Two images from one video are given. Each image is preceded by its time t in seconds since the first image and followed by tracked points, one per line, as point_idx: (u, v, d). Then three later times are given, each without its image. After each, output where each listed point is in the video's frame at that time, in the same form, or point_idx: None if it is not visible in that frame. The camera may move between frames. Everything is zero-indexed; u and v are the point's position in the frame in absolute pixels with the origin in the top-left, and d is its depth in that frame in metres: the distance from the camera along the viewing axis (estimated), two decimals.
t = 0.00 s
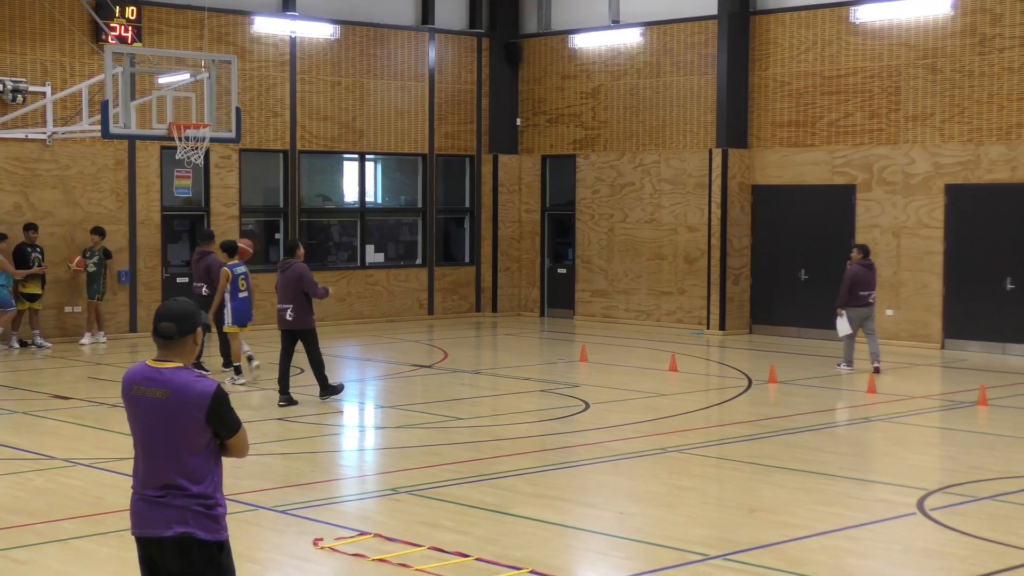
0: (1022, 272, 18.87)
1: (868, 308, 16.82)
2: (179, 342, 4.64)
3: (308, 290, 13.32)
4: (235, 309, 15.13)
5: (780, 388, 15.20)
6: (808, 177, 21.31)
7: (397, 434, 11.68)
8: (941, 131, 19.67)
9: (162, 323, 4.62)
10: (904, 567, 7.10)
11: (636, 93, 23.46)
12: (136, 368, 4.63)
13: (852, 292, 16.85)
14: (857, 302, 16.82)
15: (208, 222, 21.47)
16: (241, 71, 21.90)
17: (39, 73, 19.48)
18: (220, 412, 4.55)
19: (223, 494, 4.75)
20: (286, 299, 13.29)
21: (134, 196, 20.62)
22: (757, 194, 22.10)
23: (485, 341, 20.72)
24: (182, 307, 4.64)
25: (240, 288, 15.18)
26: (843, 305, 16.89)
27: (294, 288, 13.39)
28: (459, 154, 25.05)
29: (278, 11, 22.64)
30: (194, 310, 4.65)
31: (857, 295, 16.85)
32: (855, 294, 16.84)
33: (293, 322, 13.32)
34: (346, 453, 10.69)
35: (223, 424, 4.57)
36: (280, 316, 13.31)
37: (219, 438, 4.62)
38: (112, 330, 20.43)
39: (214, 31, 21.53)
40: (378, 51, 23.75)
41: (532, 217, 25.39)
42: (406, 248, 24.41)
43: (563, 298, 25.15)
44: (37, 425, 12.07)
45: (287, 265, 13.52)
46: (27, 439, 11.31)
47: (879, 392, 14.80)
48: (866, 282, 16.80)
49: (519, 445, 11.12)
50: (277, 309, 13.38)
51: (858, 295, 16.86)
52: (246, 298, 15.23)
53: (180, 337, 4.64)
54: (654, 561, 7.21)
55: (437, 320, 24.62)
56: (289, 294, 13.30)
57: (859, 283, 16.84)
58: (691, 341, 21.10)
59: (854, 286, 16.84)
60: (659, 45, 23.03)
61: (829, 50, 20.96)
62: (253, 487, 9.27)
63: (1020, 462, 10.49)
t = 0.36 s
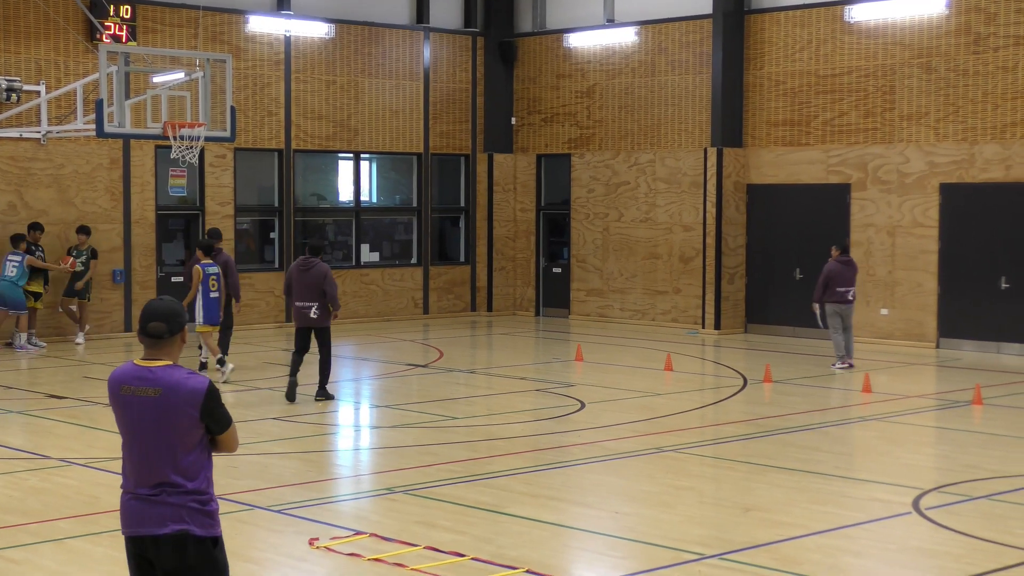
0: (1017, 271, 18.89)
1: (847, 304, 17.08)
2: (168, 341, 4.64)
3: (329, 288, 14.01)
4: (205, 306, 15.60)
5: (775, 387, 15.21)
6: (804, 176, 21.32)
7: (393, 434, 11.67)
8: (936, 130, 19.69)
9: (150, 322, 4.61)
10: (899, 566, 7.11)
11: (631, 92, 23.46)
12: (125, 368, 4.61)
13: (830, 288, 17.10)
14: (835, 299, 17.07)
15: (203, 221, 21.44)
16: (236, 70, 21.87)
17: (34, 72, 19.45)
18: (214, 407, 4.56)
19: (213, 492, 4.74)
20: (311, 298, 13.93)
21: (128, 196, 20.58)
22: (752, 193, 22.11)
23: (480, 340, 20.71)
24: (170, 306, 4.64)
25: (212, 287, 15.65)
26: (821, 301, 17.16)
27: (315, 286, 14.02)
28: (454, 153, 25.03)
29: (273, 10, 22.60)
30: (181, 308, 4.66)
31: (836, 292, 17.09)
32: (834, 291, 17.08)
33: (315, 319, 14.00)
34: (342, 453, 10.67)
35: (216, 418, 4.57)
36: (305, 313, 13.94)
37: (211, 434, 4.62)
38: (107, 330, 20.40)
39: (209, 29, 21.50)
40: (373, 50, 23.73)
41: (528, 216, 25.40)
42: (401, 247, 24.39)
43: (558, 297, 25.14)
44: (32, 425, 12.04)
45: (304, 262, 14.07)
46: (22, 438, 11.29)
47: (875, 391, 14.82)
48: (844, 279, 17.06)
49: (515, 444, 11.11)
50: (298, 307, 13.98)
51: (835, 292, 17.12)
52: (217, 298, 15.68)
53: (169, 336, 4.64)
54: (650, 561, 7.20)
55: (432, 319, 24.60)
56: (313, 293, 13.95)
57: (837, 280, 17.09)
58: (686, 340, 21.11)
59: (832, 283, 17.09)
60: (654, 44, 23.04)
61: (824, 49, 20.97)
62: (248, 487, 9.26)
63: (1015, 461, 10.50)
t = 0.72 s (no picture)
0: (1016, 273, 18.89)
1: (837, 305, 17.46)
2: (175, 341, 4.65)
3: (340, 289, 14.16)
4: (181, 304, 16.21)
5: (775, 388, 15.20)
6: (803, 178, 21.31)
7: (392, 435, 11.67)
8: (936, 132, 19.69)
9: (158, 322, 4.62)
10: (898, 568, 7.11)
11: (631, 94, 23.47)
12: (132, 368, 4.59)
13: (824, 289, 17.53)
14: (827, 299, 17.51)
15: (203, 222, 21.44)
16: (236, 71, 21.87)
17: (34, 72, 19.46)
18: (223, 408, 4.61)
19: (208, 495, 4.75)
20: (325, 296, 13.99)
21: (128, 196, 20.58)
22: (752, 195, 22.11)
23: (479, 341, 20.72)
24: (178, 306, 4.66)
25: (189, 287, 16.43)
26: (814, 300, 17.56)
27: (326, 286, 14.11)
28: (454, 154, 25.03)
29: (273, 11, 22.61)
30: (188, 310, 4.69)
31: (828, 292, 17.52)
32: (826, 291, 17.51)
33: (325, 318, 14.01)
34: (341, 454, 10.67)
35: (225, 419, 4.62)
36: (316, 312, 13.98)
37: (214, 435, 4.66)
38: (106, 330, 20.39)
39: (209, 30, 21.50)
40: (373, 51, 23.73)
41: (527, 217, 25.40)
42: (400, 249, 24.39)
43: (558, 298, 25.14)
44: (31, 426, 12.04)
45: (315, 262, 14.17)
46: (21, 439, 11.29)
47: (874, 393, 14.81)
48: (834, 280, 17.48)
49: (514, 445, 11.11)
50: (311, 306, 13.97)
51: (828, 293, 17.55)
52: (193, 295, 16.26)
53: (177, 337, 4.65)
54: (649, 562, 7.20)
55: (431, 320, 24.60)
56: (327, 291, 14.03)
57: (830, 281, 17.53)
58: (685, 342, 21.11)
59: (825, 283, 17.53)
60: (654, 45, 23.03)
61: (824, 51, 20.97)
62: (248, 488, 9.26)
63: (1014, 464, 10.49)
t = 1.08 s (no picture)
0: (1008, 275, 18.94)
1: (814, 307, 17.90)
2: (163, 343, 4.64)
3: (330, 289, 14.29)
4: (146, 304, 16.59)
5: (766, 390, 15.22)
6: (796, 180, 21.34)
7: (384, 437, 11.65)
8: (928, 135, 19.74)
9: (146, 325, 4.61)
10: (890, 569, 7.13)
11: (624, 96, 23.48)
12: (119, 370, 4.58)
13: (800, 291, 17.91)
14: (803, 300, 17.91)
15: (195, 223, 21.41)
16: (229, 73, 21.84)
17: (26, 73, 19.41)
18: (209, 412, 4.59)
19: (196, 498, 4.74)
20: (320, 296, 14.14)
21: (120, 198, 20.54)
22: (744, 197, 22.14)
23: (473, 343, 20.72)
24: (166, 309, 4.65)
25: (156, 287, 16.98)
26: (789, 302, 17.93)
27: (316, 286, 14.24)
28: (447, 156, 25.02)
29: (266, 12, 22.60)
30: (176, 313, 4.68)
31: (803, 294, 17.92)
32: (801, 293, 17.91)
33: (322, 318, 14.18)
34: (333, 455, 10.66)
35: (211, 423, 4.60)
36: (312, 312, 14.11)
37: (201, 439, 4.64)
38: (99, 332, 20.35)
39: (202, 32, 21.49)
40: (366, 52, 23.71)
41: (520, 219, 25.40)
42: (393, 250, 24.38)
43: (550, 300, 25.15)
44: (23, 427, 12.01)
45: (305, 262, 14.26)
46: (13, 440, 11.27)
47: (866, 395, 14.84)
48: (812, 282, 17.88)
49: (507, 447, 11.11)
50: (307, 307, 14.10)
51: (804, 294, 17.93)
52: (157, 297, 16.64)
53: (164, 339, 4.64)
54: (642, 564, 7.20)
55: (424, 322, 24.59)
56: (321, 291, 14.18)
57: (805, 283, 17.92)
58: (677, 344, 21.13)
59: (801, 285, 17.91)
60: (647, 47, 23.06)
61: (816, 53, 21.00)
62: (240, 489, 9.24)
63: (1006, 466, 10.52)
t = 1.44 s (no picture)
0: (1006, 277, 18.95)
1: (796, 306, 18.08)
2: (162, 347, 4.63)
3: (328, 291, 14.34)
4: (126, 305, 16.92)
5: (765, 393, 15.22)
6: (794, 182, 21.35)
7: (383, 439, 11.64)
8: (926, 137, 19.75)
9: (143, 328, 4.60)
10: (888, 571, 7.12)
11: (622, 98, 23.49)
12: (118, 373, 4.58)
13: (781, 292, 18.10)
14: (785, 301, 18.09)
15: (193, 226, 21.42)
16: (227, 76, 21.84)
17: (24, 77, 19.42)
18: (207, 416, 4.57)
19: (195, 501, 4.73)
20: (319, 298, 14.19)
21: (119, 200, 20.54)
22: (743, 200, 22.15)
23: (472, 346, 20.71)
24: (164, 311, 4.64)
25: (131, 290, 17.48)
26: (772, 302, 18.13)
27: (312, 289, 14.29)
28: (445, 159, 25.02)
29: (264, 15, 22.61)
30: (175, 316, 4.66)
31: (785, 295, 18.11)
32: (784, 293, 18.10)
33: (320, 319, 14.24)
34: (332, 458, 10.64)
35: (208, 427, 4.58)
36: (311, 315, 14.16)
37: (199, 443, 4.62)
38: (97, 335, 20.33)
39: (200, 35, 21.51)
40: (364, 56, 23.72)
41: (519, 222, 25.41)
42: (391, 253, 24.40)
43: (549, 302, 25.14)
44: (21, 430, 12.00)
45: (303, 264, 14.27)
46: (11, 444, 11.25)
47: (865, 397, 14.83)
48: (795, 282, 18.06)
49: (506, 449, 11.10)
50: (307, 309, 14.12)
51: (787, 294, 18.10)
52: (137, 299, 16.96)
53: (163, 343, 4.64)
54: (641, 566, 7.20)
55: (423, 324, 24.58)
56: (320, 293, 14.23)
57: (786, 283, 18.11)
58: (676, 346, 21.13)
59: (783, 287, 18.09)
60: (645, 50, 23.07)
61: (814, 55, 21.02)
62: (240, 492, 9.23)
63: (1005, 467, 10.51)
